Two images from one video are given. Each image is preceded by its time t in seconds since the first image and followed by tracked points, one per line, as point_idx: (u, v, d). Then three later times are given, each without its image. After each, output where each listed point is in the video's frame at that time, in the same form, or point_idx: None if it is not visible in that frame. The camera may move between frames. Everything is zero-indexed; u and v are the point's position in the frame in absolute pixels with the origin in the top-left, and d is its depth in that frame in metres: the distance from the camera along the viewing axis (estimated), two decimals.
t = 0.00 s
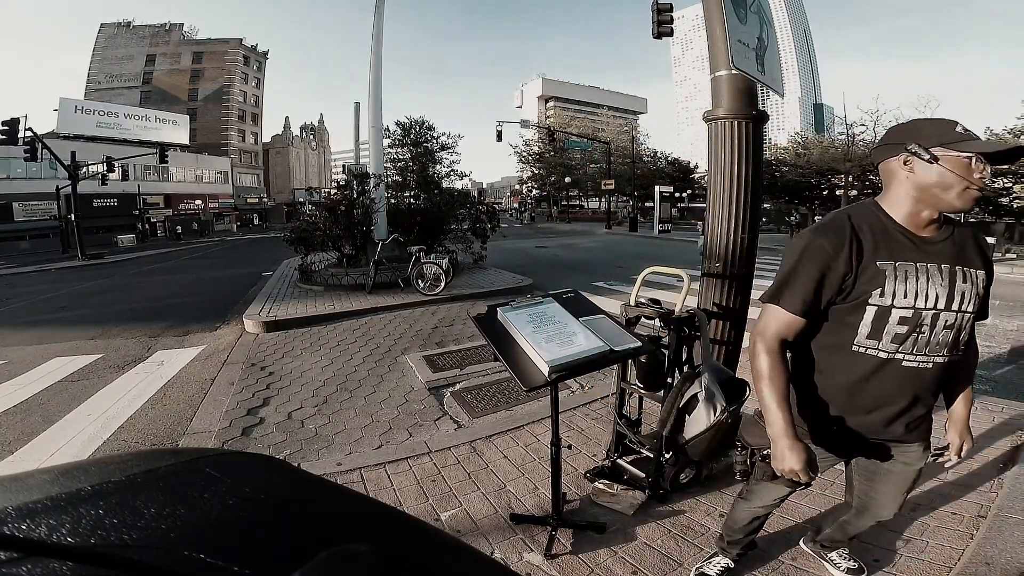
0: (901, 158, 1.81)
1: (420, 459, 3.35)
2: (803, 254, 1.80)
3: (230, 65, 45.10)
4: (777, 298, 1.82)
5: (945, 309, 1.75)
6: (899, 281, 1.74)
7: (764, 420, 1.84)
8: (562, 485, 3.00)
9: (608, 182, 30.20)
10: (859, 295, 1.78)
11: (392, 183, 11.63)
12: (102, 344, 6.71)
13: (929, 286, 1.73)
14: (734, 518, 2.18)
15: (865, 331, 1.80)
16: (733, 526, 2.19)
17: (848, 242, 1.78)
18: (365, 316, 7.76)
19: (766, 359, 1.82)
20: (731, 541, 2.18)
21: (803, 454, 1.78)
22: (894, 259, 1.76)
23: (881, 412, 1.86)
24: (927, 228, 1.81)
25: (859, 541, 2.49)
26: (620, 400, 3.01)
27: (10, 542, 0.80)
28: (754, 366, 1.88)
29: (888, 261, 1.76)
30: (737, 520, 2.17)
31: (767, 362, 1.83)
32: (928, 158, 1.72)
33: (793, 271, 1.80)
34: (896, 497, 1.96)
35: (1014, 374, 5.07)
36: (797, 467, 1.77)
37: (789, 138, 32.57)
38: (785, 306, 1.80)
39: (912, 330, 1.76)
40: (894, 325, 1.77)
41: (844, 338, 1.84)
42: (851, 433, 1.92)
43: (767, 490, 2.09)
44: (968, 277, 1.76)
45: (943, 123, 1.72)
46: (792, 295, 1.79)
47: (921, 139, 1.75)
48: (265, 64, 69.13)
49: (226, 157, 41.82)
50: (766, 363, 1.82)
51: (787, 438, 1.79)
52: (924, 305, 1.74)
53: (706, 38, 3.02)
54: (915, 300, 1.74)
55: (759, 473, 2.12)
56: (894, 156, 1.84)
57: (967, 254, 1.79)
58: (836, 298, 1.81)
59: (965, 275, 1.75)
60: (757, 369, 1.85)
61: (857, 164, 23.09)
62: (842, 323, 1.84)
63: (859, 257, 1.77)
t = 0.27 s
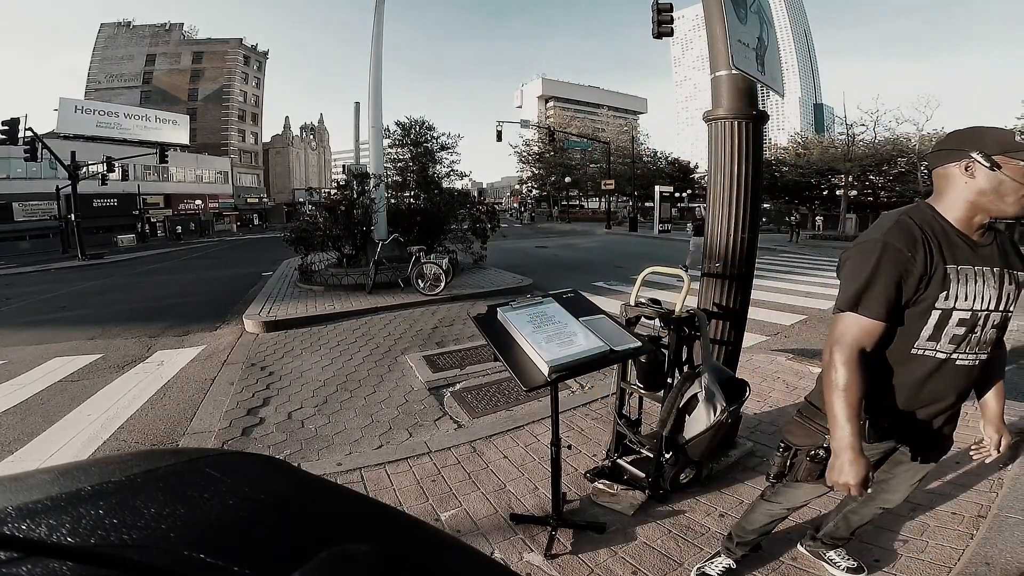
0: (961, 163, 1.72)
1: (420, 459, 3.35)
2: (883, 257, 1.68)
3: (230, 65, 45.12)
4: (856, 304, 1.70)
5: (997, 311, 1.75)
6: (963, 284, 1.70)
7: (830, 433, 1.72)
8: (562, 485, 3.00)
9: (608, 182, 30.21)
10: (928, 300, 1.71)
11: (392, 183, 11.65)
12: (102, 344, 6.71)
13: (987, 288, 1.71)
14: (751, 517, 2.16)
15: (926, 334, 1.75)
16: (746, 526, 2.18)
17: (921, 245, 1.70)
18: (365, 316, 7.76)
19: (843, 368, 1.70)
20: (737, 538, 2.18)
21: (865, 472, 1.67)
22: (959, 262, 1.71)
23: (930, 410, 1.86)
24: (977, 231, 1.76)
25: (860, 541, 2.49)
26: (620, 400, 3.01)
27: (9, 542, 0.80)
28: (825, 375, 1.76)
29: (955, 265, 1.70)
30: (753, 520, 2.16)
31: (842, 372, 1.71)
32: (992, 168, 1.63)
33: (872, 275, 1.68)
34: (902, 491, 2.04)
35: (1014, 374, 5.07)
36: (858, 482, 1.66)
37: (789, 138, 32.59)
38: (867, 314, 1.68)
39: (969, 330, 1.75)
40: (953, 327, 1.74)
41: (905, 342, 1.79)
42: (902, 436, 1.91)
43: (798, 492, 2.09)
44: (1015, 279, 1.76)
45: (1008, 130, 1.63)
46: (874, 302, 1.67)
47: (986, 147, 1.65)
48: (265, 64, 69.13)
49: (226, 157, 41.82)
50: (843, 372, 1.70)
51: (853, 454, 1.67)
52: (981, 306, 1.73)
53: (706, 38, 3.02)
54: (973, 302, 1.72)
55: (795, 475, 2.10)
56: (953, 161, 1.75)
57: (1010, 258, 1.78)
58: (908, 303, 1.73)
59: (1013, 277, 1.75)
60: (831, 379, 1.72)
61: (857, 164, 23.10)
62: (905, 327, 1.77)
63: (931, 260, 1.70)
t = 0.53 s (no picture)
0: (984, 164, 1.70)
1: (420, 459, 3.35)
2: (913, 252, 1.67)
3: (230, 65, 45.12)
4: (891, 298, 1.69)
5: None
6: (988, 279, 1.68)
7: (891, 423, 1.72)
8: (562, 485, 3.00)
9: (608, 182, 30.22)
10: (956, 293, 1.70)
11: (392, 183, 11.65)
12: (102, 344, 6.71)
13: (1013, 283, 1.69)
14: (764, 519, 2.15)
15: (951, 327, 1.74)
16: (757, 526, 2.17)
17: (949, 240, 1.68)
18: (365, 316, 7.76)
19: (889, 360, 1.69)
20: (743, 535, 2.17)
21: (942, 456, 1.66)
22: (986, 259, 1.69)
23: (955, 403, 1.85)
24: (1003, 230, 1.73)
25: (860, 540, 2.49)
26: (620, 400, 3.01)
27: (9, 542, 0.80)
28: (868, 369, 1.75)
29: (982, 260, 1.69)
30: (766, 521, 2.15)
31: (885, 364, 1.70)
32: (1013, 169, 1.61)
33: (903, 270, 1.67)
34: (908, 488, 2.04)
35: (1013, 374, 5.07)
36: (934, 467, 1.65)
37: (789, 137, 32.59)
38: (903, 307, 1.67)
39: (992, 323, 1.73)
40: (976, 321, 1.72)
41: (931, 337, 1.77)
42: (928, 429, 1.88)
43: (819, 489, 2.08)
44: None
45: None
46: (909, 295, 1.66)
47: (1006, 150, 1.62)
48: (265, 64, 69.13)
49: (226, 157, 41.81)
50: (889, 364, 1.69)
51: (923, 442, 1.66)
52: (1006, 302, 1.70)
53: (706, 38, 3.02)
54: (997, 297, 1.70)
55: (816, 471, 2.09)
56: (977, 162, 1.73)
57: None
58: (938, 297, 1.71)
59: None
60: (878, 372, 1.71)
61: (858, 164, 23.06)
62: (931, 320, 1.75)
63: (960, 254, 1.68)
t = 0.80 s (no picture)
0: (997, 165, 1.69)
1: (420, 459, 3.35)
2: (920, 248, 1.67)
3: (230, 65, 45.14)
4: (894, 293, 1.70)
5: None
6: (998, 277, 1.66)
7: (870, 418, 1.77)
8: (562, 485, 3.00)
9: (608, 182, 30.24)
10: (962, 291, 1.69)
11: (392, 183, 11.66)
12: (102, 344, 6.71)
13: None
14: (799, 527, 2.09)
15: (958, 324, 1.72)
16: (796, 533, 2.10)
17: (959, 237, 1.68)
18: (365, 316, 7.76)
19: (886, 356, 1.71)
20: (778, 537, 2.13)
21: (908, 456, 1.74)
22: (996, 257, 1.67)
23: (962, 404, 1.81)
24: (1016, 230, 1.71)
25: (861, 540, 2.49)
26: (620, 400, 3.01)
27: (9, 541, 0.80)
28: (864, 362, 1.78)
29: (993, 258, 1.67)
30: (801, 529, 2.09)
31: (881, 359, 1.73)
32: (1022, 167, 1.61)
33: (908, 264, 1.68)
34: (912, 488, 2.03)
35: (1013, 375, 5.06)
36: (900, 463, 1.73)
37: (789, 137, 32.61)
38: (907, 303, 1.68)
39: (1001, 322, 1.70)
40: (985, 318, 1.69)
41: (936, 332, 1.76)
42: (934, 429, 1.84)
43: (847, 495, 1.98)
44: None
45: None
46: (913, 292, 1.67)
47: (1016, 150, 1.62)
48: (265, 64, 69.13)
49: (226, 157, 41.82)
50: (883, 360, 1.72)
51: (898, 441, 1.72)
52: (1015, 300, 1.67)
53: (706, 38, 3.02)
54: (1007, 296, 1.67)
55: (839, 475, 2.02)
56: (989, 163, 1.72)
57: None
58: (943, 294, 1.70)
59: None
60: (874, 367, 1.74)
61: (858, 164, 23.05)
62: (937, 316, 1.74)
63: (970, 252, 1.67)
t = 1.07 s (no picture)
0: (1002, 165, 1.69)
1: (420, 459, 3.35)
2: (928, 248, 1.64)
3: (230, 65, 45.15)
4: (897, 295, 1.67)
5: None
6: (1007, 280, 1.65)
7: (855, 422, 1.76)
8: (562, 485, 3.00)
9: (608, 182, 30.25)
10: (971, 294, 1.67)
11: (392, 183, 11.66)
12: (102, 344, 6.71)
13: None
14: (808, 539, 2.06)
15: (967, 328, 1.71)
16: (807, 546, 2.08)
17: (968, 238, 1.66)
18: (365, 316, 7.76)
19: (880, 361, 1.70)
20: (791, 556, 2.12)
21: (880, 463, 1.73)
22: (1004, 259, 1.66)
23: (964, 408, 1.81)
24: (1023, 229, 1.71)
25: (862, 541, 2.48)
26: (620, 400, 3.01)
27: (9, 542, 0.80)
28: (860, 365, 1.76)
29: (1001, 260, 1.66)
30: (809, 540, 2.07)
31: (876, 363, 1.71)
32: None
33: (915, 265, 1.65)
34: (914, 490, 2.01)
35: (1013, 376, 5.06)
36: (875, 470, 1.72)
37: (789, 137, 32.60)
38: (911, 306, 1.65)
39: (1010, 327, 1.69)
40: (994, 323, 1.69)
41: (943, 337, 1.75)
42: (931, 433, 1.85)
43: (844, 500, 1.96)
44: None
45: None
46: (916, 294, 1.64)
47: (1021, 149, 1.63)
48: (265, 64, 69.15)
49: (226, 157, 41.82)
50: (876, 365, 1.71)
51: (875, 449, 1.72)
52: None
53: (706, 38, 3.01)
54: (1017, 299, 1.66)
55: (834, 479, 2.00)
56: (993, 163, 1.72)
57: None
58: (949, 297, 1.69)
59: None
60: (867, 370, 1.72)
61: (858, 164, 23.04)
62: (943, 320, 1.73)
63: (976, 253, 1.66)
